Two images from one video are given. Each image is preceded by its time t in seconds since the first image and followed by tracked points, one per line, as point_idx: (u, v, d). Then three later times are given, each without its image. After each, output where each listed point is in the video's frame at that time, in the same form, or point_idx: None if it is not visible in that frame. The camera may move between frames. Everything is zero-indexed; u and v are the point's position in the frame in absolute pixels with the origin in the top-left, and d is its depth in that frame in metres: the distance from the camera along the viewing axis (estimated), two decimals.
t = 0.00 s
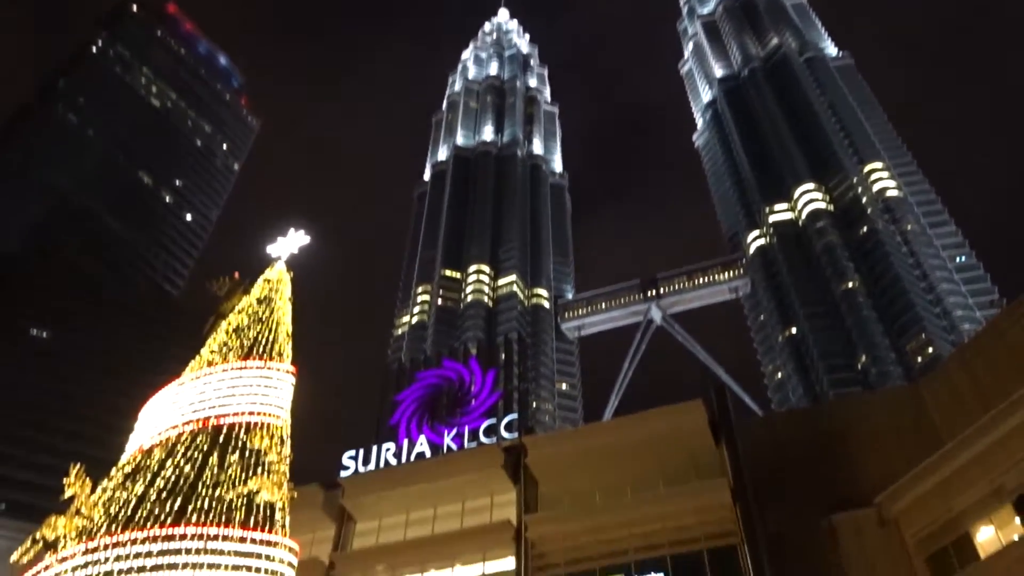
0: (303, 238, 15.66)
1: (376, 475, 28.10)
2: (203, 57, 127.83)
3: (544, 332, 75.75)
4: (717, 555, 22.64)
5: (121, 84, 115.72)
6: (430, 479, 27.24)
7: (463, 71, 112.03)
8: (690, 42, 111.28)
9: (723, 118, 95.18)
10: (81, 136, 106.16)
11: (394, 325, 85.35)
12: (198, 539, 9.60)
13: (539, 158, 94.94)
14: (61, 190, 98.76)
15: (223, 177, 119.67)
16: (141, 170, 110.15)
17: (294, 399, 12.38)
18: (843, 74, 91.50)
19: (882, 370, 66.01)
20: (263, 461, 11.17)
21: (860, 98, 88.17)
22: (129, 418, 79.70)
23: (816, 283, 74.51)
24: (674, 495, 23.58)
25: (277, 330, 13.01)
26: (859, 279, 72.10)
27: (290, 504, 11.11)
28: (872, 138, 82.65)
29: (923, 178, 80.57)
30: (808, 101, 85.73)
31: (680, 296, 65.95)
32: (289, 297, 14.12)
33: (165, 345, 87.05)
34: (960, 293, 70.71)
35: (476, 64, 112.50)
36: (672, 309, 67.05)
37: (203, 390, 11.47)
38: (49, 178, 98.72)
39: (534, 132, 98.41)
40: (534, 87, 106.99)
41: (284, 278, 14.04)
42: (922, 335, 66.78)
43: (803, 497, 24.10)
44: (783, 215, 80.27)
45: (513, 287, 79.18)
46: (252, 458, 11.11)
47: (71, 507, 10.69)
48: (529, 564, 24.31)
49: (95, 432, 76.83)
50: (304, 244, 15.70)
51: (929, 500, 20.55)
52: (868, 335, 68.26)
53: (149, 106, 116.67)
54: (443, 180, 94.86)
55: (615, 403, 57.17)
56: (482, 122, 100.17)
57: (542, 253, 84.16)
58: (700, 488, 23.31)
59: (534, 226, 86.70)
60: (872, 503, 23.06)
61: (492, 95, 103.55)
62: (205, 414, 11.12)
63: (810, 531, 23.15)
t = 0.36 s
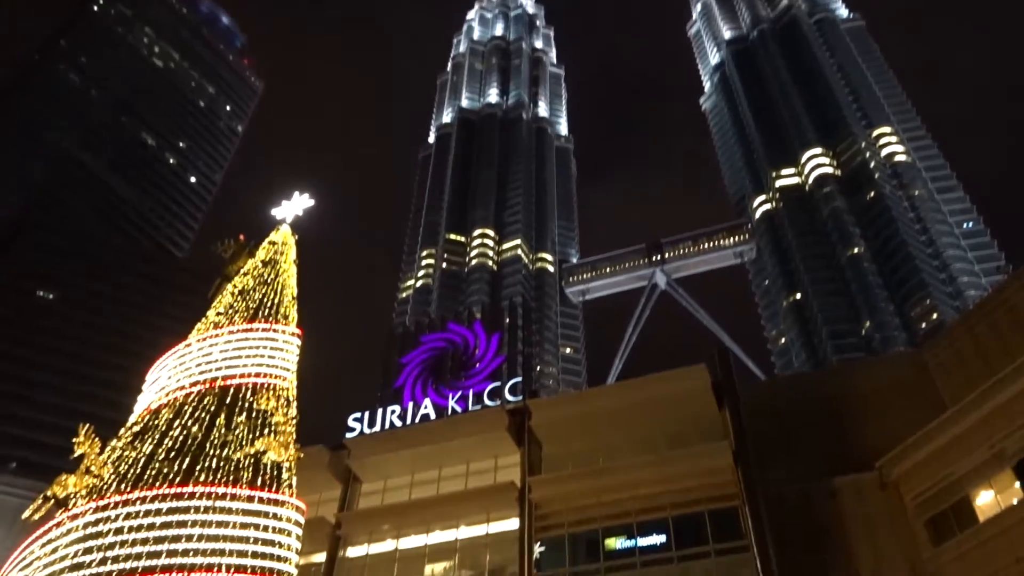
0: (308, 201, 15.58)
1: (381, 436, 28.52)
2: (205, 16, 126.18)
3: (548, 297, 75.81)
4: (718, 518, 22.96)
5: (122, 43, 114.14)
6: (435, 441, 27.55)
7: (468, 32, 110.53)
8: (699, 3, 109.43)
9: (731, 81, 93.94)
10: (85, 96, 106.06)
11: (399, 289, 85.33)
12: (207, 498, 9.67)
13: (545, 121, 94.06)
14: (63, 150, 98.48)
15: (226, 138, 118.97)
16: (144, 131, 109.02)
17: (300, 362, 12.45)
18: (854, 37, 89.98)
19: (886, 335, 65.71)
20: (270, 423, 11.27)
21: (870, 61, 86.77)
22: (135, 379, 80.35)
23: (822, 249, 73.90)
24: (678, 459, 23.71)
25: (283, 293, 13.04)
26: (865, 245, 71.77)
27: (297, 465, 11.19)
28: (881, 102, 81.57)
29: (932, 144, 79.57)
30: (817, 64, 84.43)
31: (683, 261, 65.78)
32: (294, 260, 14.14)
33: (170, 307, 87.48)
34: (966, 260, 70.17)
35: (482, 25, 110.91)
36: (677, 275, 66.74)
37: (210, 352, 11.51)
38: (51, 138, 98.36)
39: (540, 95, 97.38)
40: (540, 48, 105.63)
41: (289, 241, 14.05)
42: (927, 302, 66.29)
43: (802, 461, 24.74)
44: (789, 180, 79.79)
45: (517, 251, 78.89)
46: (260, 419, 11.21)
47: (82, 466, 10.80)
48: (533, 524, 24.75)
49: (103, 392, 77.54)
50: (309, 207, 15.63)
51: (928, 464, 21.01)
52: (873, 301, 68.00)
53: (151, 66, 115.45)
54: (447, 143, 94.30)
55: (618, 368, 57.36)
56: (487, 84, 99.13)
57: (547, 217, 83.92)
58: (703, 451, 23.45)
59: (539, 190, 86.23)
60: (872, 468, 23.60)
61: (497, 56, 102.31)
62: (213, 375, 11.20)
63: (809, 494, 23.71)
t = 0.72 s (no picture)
0: (320, 175, 15.57)
1: (395, 409, 28.79)
2: None
3: (560, 269, 75.91)
4: (732, 488, 23.05)
5: (131, 18, 113.32)
6: (450, 414, 27.88)
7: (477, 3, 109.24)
8: None
9: (744, 49, 92.51)
10: (94, 72, 104.94)
11: (411, 263, 85.39)
12: (224, 470, 9.77)
13: (555, 91, 93.16)
14: (74, 126, 98.45)
15: (237, 113, 119.30)
16: (154, 106, 109.07)
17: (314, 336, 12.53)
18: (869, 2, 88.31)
19: (900, 306, 65.21)
20: (286, 395, 11.36)
21: (886, 27, 85.21)
22: (152, 354, 81.16)
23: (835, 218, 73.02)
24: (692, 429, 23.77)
25: (296, 267, 13.12)
26: (879, 215, 71.07)
27: (312, 437, 11.31)
28: (897, 69, 80.09)
29: (949, 111, 77.96)
30: (831, 31, 83.17)
31: (696, 232, 64.02)
32: (307, 234, 14.20)
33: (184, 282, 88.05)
34: (982, 228, 69.20)
35: None
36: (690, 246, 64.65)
37: (224, 327, 11.58)
38: (62, 114, 98.23)
39: (551, 65, 96.32)
40: (550, 18, 104.41)
41: (301, 216, 14.10)
42: (942, 271, 65.96)
43: (815, 432, 24.84)
44: (803, 149, 78.64)
45: (529, 224, 78.62)
46: (275, 392, 11.27)
47: (101, 439, 10.87)
48: (547, 494, 24.92)
49: (119, 367, 78.39)
50: (320, 181, 15.63)
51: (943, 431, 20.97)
52: (887, 271, 67.44)
53: (160, 41, 114.76)
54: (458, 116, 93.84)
55: (631, 340, 57.20)
56: (497, 55, 98.26)
57: (558, 189, 83.46)
58: (715, 421, 23.53)
59: (550, 162, 85.75)
60: (886, 437, 23.65)
61: (507, 27, 101.25)
62: (228, 348, 11.27)
63: (823, 463, 23.77)
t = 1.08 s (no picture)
0: (334, 150, 15.54)
1: (413, 383, 29.06)
2: None
3: (576, 244, 75.40)
4: (749, 459, 23.07)
5: None
6: (468, 389, 28.10)
7: None
8: None
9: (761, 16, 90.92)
10: (108, 51, 105.21)
11: (427, 239, 85.32)
12: (247, 445, 9.89)
13: (569, 62, 92.14)
14: (90, 106, 98.80)
15: (251, 90, 119.05)
16: (168, 83, 108.87)
17: (331, 311, 12.59)
18: None
19: (920, 275, 64.42)
20: (305, 370, 11.43)
21: None
22: (172, 331, 81.98)
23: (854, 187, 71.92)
24: (711, 402, 23.75)
25: (313, 243, 13.18)
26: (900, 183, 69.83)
27: (332, 411, 11.39)
28: (918, 34, 78.49)
29: (971, 77, 76.39)
30: None
31: (712, 204, 62.89)
32: (323, 210, 14.27)
33: (202, 260, 88.72)
34: (1004, 195, 67.89)
35: None
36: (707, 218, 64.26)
37: (243, 303, 11.66)
38: (78, 94, 98.60)
39: (565, 36, 95.22)
40: None
41: (317, 192, 14.15)
42: (964, 240, 65.26)
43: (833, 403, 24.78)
44: (822, 118, 77.76)
45: (545, 197, 78.21)
46: (295, 368, 11.37)
47: (125, 415, 10.96)
48: (564, 466, 25.11)
49: (140, 345, 79.30)
50: (335, 156, 15.61)
51: (964, 402, 20.80)
52: (907, 241, 66.48)
53: (173, 19, 114.70)
54: (472, 89, 93.42)
55: (648, 312, 56.96)
56: (511, 27, 97.57)
57: (573, 162, 82.87)
58: (733, 393, 23.52)
59: (565, 134, 85.17)
60: (905, 407, 23.53)
61: None
62: (248, 325, 11.36)
63: (842, 435, 23.71)
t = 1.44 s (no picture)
0: (347, 124, 15.46)
1: (429, 356, 29.25)
2: None
3: (590, 214, 75.03)
4: (766, 428, 23.08)
5: None
6: (484, 360, 28.27)
7: None
8: None
9: None
10: (118, 27, 105.12)
11: (440, 211, 85.18)
12: (265, 417, 9.99)
13: (581, 31, 90.64)
14: (103, 83, 99.08)
15: (261, 64, 116.07)
16: (179, 58, 108.28)
17: (346, 284, 12.63)
18: None
19: (939, 242, 63.41)
20: (322, 343, 11.48)
21: None
22: (190, 307, 82.76)
23: (870, 155, 70.76)
24: (727, 372, 23.75)
25: (328, 217, 13.21)
26: (918, 148, 69.11)
27: (349, 383, 11.40)
28: None
29: (993, 39, 74.68)
30: None
31: (728, 171, 62.12)
32: (337, 184, 14.27)
33: (217, 235, 89.08)
34: None
35: None
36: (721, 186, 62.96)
37: (259, 278, 11.72)
38: (90, 71, 98.72)
39: (577, 4, 93.95)
40: None
41: (331, 166, 14.13)
42: (983, 207, 63.91)
43: (850, 371, 24.71)
44: (839, 83, 76.70)
45: (558, 168, 77.74)
46: (311, 341, 11.41)
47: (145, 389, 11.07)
48: (580, 436, 25.29)
49: (158, 320, 80.19)
50: (348, 129, 15.53)
51: (982, 369, 20.63)
52: (925, 207, 65.37)
53: None
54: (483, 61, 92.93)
55: (662, 283, 56.63)
56: None
57: (587, 131, 81.93)
58: (748, 362, 23.47)
59: (577, 104, 84.19)
60: (922, 374, 23.42)
61: None
62: (264, 300, 11.44)
63: (858, 403, 23.69)
